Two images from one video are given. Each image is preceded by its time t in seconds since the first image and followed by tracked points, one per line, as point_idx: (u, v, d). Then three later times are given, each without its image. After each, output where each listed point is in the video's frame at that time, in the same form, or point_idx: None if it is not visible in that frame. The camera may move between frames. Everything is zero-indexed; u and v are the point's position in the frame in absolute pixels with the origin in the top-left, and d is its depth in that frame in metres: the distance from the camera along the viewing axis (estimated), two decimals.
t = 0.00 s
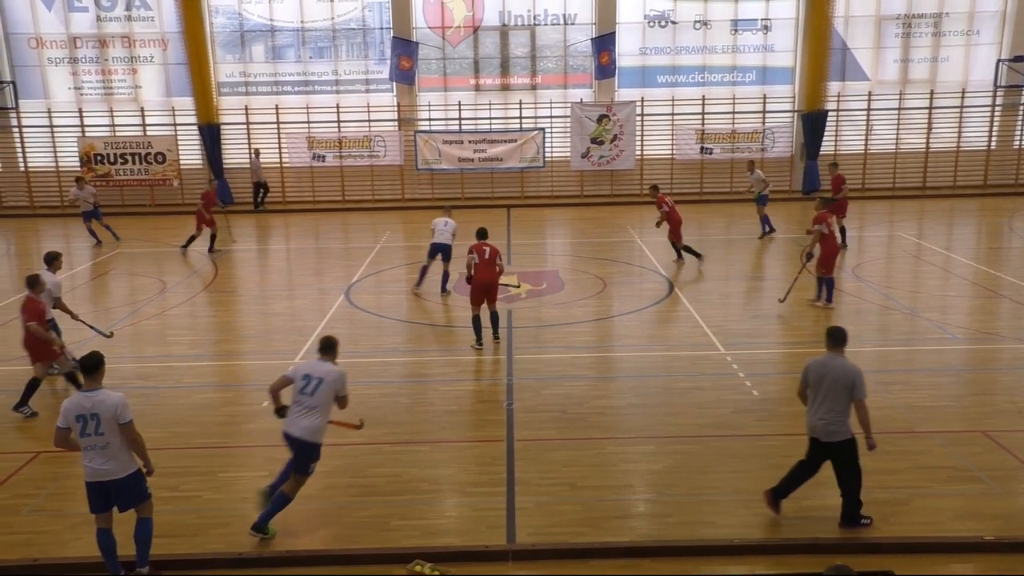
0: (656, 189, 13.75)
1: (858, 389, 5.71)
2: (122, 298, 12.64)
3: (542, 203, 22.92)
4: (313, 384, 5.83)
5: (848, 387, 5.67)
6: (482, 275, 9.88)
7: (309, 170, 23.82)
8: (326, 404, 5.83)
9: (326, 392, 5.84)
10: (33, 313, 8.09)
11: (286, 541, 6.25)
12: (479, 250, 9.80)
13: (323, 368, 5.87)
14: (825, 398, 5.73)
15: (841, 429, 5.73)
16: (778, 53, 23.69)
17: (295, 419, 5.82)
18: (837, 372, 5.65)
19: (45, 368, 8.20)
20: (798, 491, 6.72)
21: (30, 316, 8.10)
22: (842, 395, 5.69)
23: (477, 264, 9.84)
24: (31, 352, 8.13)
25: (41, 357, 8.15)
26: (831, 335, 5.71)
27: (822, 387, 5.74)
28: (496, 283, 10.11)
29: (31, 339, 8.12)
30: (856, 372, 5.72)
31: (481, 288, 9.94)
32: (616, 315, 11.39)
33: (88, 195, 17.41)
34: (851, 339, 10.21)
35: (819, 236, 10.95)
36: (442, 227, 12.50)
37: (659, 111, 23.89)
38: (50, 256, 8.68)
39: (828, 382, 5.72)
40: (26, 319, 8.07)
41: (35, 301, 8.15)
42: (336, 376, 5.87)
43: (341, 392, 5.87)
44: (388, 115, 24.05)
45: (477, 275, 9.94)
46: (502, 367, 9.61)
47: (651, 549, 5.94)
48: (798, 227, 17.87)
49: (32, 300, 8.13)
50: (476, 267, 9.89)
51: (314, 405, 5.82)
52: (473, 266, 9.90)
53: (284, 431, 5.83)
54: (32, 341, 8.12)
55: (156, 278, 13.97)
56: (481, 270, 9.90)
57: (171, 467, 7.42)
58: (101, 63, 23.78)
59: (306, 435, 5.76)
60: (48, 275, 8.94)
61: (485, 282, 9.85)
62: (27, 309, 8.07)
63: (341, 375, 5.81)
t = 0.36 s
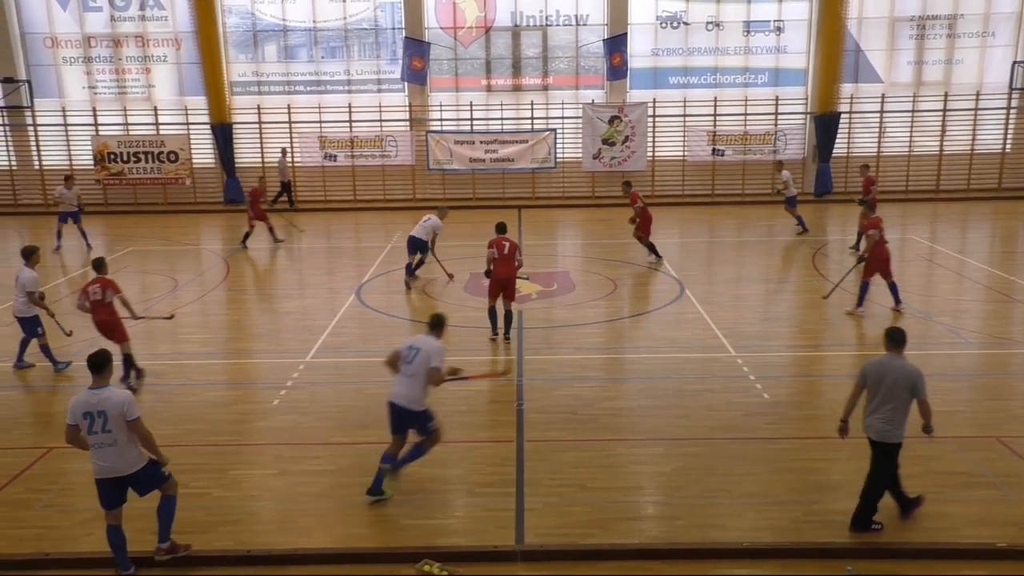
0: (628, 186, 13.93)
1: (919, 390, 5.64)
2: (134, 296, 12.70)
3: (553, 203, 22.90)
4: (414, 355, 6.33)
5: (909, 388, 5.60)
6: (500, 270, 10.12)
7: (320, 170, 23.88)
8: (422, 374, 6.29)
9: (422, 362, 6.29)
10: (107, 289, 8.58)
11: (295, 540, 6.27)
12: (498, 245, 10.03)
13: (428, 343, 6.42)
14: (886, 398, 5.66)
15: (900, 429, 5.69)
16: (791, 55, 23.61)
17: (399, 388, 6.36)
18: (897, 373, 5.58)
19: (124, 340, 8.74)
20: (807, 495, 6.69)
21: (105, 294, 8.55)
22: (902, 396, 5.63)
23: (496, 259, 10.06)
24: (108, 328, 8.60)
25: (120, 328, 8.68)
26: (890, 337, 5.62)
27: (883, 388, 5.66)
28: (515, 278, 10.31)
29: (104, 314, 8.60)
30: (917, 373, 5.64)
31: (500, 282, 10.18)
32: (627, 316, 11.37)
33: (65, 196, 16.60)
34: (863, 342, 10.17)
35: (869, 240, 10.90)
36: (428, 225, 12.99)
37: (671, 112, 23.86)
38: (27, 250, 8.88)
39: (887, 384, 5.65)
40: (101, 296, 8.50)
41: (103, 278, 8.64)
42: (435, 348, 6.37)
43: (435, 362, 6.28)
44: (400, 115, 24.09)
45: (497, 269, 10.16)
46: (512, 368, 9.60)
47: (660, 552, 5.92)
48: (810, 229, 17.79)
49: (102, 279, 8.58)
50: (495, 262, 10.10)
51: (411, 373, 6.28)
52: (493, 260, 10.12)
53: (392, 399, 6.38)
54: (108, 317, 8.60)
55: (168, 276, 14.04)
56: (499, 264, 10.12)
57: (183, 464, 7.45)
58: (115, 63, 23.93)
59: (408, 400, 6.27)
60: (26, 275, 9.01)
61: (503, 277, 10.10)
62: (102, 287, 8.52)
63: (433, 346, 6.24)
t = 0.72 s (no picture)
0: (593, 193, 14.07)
1: (989, 388, 5.62)
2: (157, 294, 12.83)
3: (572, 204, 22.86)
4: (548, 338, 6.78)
5: (976, 385, 5.60)
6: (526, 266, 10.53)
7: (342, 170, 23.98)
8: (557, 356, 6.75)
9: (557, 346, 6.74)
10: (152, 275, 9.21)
11: (315, 538, 6.30)
12: (521, 242, 10.42)
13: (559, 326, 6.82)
14: (953, 396, 5.67)
15: (971, 427, 5.67)
16: (814, 56, 23.45)
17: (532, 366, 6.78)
18: (962, 371, 5.60)
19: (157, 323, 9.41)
20: (827, 499, 6.64)
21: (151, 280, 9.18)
22: (969, 394, 5.63)
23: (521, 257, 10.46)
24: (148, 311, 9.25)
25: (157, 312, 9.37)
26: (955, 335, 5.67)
27: (951, 386, 5.67)
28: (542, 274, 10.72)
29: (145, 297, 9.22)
30: (986, 370, 5.63)
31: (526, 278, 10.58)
32: (646, 318, 11.33)
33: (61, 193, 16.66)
34: (886, 346, 10.08)
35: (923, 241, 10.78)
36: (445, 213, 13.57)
37: (692, 113, 23.76)
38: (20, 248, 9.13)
39: (954, 382, 5.67)
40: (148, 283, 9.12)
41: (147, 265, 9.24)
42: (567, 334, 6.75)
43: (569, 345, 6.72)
44: (421, 115, 24.14)
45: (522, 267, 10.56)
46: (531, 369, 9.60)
47: (679, 555, 5.89)
48: (832, 231, 17.65)
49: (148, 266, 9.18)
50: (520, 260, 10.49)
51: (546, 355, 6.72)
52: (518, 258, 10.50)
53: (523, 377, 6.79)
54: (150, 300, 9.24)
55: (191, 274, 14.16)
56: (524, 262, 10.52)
57: (204, 461, 7.51)
58: (140, 63, 24.17)
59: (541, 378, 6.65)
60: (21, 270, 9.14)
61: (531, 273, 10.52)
62: (150, 274, 9.14)
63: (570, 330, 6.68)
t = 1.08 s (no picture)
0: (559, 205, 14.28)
1: None
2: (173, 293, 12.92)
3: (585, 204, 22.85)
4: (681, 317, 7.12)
5: None
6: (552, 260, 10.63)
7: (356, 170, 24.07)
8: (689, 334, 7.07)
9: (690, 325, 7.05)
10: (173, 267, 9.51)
11: (328, 536, 6.32)
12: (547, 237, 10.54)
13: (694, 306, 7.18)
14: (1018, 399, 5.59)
15: None
16: (830, 55, 23.34)
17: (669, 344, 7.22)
18: None
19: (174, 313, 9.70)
20: (842, 500, 6.62)
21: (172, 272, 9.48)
22: None
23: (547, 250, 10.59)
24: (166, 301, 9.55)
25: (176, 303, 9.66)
26: None
27: (1016, 390, 5.58)
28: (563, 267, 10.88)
29: (165, 287, 9.53)
30: None
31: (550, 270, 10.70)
32: (660, 318, 11.29)
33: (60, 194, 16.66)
34: (901, 347, 10.03)
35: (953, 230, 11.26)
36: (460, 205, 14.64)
37: (706, 113, 23.68)
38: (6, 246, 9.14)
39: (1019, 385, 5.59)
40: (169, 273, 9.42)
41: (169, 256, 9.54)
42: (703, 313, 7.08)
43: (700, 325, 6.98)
44: (435, 115, 24.19)
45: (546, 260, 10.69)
46: (544, 368, 9.59)
47: (692, 556, 5.87)
48: (846, 232, 17.57)
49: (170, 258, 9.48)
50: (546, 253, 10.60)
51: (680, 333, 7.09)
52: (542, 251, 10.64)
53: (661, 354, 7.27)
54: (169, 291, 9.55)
55: (206, 273, 14.23)
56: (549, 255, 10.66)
57: (219, 459, 7.54)
58: (156, 63, 24.28)
59: (677, 356, 7.05)
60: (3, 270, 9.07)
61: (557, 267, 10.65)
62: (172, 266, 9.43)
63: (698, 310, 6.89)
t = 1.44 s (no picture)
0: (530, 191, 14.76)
1: None
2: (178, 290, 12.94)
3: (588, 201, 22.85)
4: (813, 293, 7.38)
5: None
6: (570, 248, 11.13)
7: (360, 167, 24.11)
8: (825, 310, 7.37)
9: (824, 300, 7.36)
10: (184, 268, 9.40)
11: (332, 533, 6.33)
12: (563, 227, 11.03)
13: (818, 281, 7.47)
14: None
15: None
16: (835, 52, 23.29)
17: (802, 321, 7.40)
18: None
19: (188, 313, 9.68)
20: (847, 498, 6.60)
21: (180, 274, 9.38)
22: None
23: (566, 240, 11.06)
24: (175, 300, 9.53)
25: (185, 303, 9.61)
26: None
27: None
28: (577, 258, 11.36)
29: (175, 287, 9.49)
30: None
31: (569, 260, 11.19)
32: (664, 316, 11.28)
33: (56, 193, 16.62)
34: (906, 344, 10.01)
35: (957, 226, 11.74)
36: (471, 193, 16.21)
37: (711, 110, 23.63)
38: None
39: None
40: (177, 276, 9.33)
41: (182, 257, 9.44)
42: (832, 288, 7.43)
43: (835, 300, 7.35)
44: (439, 113, 24.20)
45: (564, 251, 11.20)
46: (548, 366, 9.58)
47: (696, 553, 5.87)
48: (850, 229, 17.54)
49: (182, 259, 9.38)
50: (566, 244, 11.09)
51: (815, 309, 7.34)
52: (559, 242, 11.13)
53: (793, 331, 7.45)
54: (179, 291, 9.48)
55: (210, 271, 14.25)
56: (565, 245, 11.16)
57: (224, 457, 7.54)
58: (160, 61, 24.30)
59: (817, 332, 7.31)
60: None
61: (574, 254, 11.23)
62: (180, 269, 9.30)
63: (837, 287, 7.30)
